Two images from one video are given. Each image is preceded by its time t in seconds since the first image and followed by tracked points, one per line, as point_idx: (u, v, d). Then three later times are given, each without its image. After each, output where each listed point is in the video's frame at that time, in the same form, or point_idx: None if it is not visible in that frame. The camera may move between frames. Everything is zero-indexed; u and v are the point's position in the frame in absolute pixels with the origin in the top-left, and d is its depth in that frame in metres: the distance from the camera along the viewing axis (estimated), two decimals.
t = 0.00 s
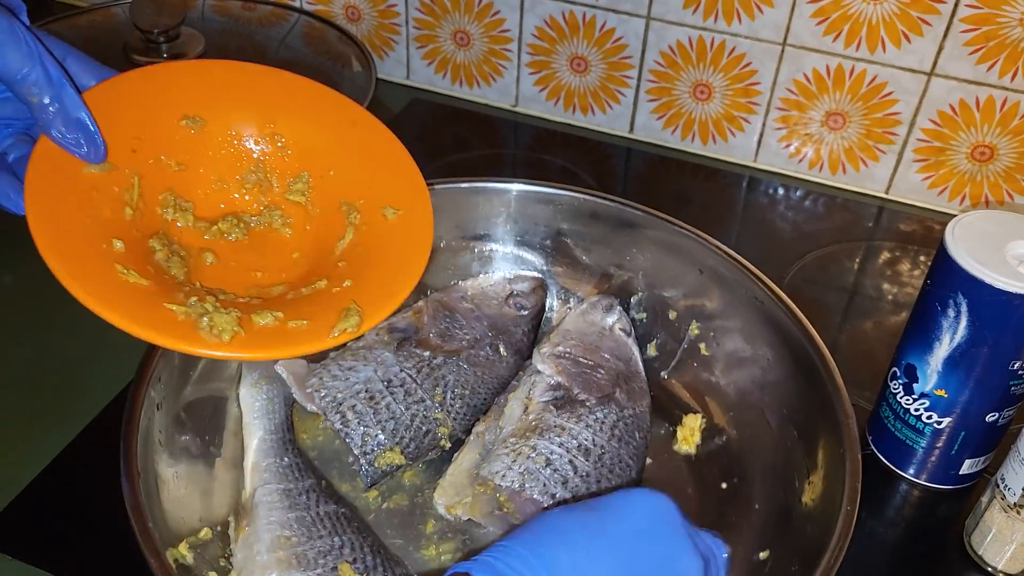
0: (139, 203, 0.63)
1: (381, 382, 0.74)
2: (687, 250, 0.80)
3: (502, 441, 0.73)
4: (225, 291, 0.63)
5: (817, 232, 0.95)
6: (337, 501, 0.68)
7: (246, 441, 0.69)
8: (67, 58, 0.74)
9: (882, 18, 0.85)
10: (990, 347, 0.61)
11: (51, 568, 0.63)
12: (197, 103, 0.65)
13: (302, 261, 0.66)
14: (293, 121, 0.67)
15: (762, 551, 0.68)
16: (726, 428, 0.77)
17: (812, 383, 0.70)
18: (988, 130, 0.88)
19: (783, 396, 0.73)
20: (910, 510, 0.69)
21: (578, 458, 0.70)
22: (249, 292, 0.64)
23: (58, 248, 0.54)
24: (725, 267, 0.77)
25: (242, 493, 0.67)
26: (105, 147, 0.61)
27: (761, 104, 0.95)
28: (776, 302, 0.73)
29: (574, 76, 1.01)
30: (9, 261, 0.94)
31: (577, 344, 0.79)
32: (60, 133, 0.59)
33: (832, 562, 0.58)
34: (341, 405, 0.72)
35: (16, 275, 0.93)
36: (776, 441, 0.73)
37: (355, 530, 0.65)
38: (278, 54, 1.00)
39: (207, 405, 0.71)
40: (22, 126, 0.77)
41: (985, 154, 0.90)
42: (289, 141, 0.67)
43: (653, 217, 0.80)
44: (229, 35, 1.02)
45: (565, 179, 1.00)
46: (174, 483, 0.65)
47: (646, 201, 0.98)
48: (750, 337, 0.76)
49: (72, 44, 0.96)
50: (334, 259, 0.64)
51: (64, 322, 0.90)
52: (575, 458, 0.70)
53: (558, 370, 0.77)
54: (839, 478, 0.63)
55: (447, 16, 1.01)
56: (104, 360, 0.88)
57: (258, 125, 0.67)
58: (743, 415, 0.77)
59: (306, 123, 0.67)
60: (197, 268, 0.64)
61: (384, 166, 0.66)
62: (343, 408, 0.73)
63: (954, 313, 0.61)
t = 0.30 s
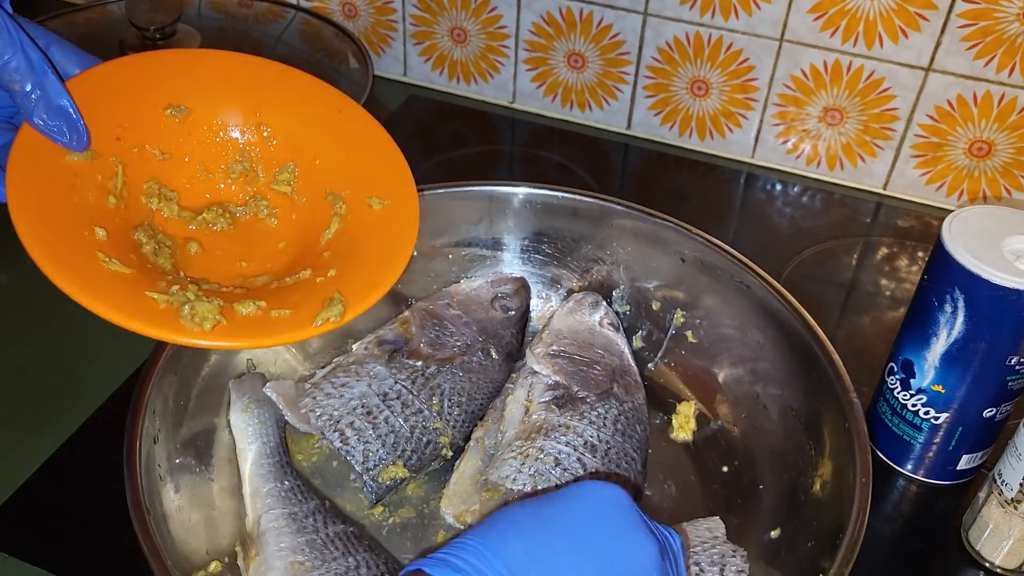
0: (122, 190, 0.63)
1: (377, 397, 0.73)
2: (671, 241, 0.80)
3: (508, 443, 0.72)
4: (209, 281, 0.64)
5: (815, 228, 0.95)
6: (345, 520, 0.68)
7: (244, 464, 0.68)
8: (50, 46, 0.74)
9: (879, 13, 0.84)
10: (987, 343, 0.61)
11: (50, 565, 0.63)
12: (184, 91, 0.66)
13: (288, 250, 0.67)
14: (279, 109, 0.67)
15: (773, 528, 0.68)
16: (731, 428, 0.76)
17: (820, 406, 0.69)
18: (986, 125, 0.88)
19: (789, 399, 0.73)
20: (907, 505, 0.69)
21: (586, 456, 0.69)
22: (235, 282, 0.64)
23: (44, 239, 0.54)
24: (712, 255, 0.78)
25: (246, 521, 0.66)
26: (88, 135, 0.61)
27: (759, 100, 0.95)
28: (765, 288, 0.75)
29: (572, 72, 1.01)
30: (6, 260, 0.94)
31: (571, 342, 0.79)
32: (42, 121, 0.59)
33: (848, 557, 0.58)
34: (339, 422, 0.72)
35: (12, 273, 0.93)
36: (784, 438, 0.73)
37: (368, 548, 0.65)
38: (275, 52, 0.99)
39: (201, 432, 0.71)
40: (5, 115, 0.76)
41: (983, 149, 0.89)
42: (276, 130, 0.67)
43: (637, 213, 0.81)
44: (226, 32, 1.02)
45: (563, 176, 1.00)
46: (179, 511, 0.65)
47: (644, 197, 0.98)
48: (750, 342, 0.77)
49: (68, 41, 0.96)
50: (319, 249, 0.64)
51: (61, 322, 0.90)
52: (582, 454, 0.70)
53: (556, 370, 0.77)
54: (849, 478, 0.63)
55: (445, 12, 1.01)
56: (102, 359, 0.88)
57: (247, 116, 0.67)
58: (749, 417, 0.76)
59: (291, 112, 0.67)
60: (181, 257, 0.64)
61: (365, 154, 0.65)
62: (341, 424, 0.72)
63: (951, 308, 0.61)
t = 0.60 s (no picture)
0: (127, 200, 0.63)
1: (368, 404, 0.73)
2: (647, 229, 0.80)
3: (505, 441, 0.73)
4: (216, 293, 0.64)
5: (812, 225, 0.95)
6: (347, 530, 0.68)
7: (237, 483, 0.68)
8: (58, 54, 0.74)
9: (876, 9, 0.85)
10: (983, 337, 0.61)
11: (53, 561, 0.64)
12: (192, 100, 0.65)
13: (292, 261, 0.67)
14: (284, 118, 0.67)
15: (772, 504, 0.69)
16: (730, 428, 0.76)
17: (809, 380, 0.70)
18: (983, 121, 0.88)
19: (775, 374, 0.73)
20: (904, 500, 0.69)
21: (584, 448, 0.70)
22: (239, 293, 0.64)
23: (49, 249, 0.54)
24: (689, 242, 0.78)
25: (247, 540, 0.66)
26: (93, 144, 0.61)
27: (756, 96, 0.95)
28: (744, 270, 0.75)
29: (570, 69, 1.01)
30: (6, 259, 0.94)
31: (557, 336, 0.79)
32: (48, 130, 0.59)
33: (857, 525, 0.59)
34: (332, 433, 0.71)
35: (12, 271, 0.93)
36: (777, 411, 0.73)
37: (374, 556, 0.66)
38: (274, 49, 0.99)
39: (194, 452, 0.71)
40: (11, 122, 0.77)
41: (980, 145, 0.90)
42: (283, 139, 0.67)
43: (613, 205, 0.80)
44: (224, 30, 1.01)
45: (561, 172, 1.00)
46: (180, 533, 0.64)
47: (642, 194, 0.98)
48: (737, 325, 0.77)
49: (67, 39, 0.96)
50: (324, 260, 0.64)
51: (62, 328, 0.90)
52: (579, 447, 0.70)
53: (545, 365, 0.77)
54: (846, 461, 0.63)
55: (443, 9, 1.01)
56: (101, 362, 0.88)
57: (252, 122, 0.67)
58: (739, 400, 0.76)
59: (295, 120, 0.67)
60: (185, 266, 0.64)
61: (370, 168, 0.66)
62: (335, 435, 0.71)
63: (948, 303, 0.62)
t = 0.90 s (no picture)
0: (123, 169, 0.63)
1: (363, 397, 0.73)
2: (650, 234, 0.81)
3: (495, 440, 0.72)
4: (214, 256, 0.64)
5: (807, 222, 0.96)
6: (334, 520, 0.68)
7: (230, 467, 0.69)
8: (48, 26, 0.74)
9: (869, 8, 0.85)
10: (974, 333, 0.61)
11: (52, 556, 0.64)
12: (181, 69, 0.66)
13: (287, 225, 0.68)
14: (274, 87, 0.67)
15: (761, 516, 0.69)
16: (717, 426, 0.77)
17: (801, 386, 0.70)
18: (976, 119, 0.88)
19: (770, 386, 0.73)
20: (897, 495, 0.70)
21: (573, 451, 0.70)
22: (237, 258, 0.65)
23: (47, 218, 0.54)
24: (690, 247, 0.79)
25: (237, 523, 0.67)
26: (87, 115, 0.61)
27: (751, 94, 0.95)
28: (743, 277, 0.75)
29: (566, 67, 1.01)
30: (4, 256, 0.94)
31: (555, 337, 0.79)
32: (42, 101, 0.59)
33: (835, 535, 0.59)
34: (325, 423, 0.72)
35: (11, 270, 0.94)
36: (768, 426, 0.73)
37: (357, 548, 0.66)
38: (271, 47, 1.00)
39: (187, 437, 0.71)
40: (5, 95, 0.77)
41: (973, 143, 0.90)
42: (274, 108, 0.68)
43: (617, 209, 0.81)
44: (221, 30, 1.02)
45: (557, 170, 1.00)
46: (167, 515, 0.64)
47: (638, 191, 0.98)
48: (736, 332, 0.77)
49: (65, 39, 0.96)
50: (319, 223, 0.65)
51: (58, 319, 0.90)
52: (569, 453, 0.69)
53: (541, 365, 0.77)
54: (832, 457, 0.64)
55: (438, 8, 1.01)
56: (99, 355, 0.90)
57: (244, 92, 0.67)
58: (733, 403, 0.77)
59: (285, 88, 0.68)
60: (184, 232, 0.65)
61: (359, 127, 0.66)
62: (327, 425, 0.72)
63: (939, 300, 0.62)
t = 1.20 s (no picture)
0: (106, 143, 0.64)
1: (359, 397, 0.74)
2: (636, 225, 0.80)
3: (494, 435, 0.73)
4: (199, 229, 0.64)
5: (803, 219, 0.96)
6: (336, 521, 0.69)
7: (229, 474, 0.69)
8: (28, 4, 0.71)
9: (865, 6, 0.85)
10: (968, 330, 0.62)
11: (54, 551, 0.64)
12: (161, 43, 0.66)
13: (272, 198, 0.67)
14: (250, 59, 0.68)
15: (756, 499, 0.70)
16: (713, 419, 0.78)
17: (795, 373, 0.69)
18: (971, 116, 0.89)
19: (763, 372, 0.73)
20: (893, 490, 0.70)
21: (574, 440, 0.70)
22: (223, 229, 0.65)
23: (28, 190, 0.55)
24: (678, 239, 0.78)
25: (237, 527, 0.67)
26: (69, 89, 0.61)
27: (748, 93, 0.96)
28: (731, 266, 0.74)
29: (563, 65, 1.02)
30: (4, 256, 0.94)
31: (547, 331, 0.80)
32: (22, 75, 0.59)
33: (835, 516, 0.58)
34: (322, 425, 0.72)
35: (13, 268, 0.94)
36: (762, 409, 0.73)
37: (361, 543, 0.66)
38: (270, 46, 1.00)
39: (186, 444, 0.71)
40: None
41: (969, 140, 0.91)
42: (254, 79, 0.68)
43: (601, 202, 0.81)
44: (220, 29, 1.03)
45: (555, 168, 1.01)
46: (171, 522, 0.65)
47: (635, 189, 0.99)
48: (727, 326, 0.77)
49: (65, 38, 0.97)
50: (302, 192, 0.66)
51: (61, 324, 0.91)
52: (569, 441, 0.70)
53: (535, 359, 0.78)
54: (827, 453, 0.63)
55: (436, 7, 1.02)
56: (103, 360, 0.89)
57: (224, 66, 0.68)
58: (725, 394, 0.78)
59: (262, 62, 0.68)
60: (169, 206, 0.65)
61: (338, 99, 0.68)
62: (326, 427, 0.72)
63: (933, 296, 0.62)
